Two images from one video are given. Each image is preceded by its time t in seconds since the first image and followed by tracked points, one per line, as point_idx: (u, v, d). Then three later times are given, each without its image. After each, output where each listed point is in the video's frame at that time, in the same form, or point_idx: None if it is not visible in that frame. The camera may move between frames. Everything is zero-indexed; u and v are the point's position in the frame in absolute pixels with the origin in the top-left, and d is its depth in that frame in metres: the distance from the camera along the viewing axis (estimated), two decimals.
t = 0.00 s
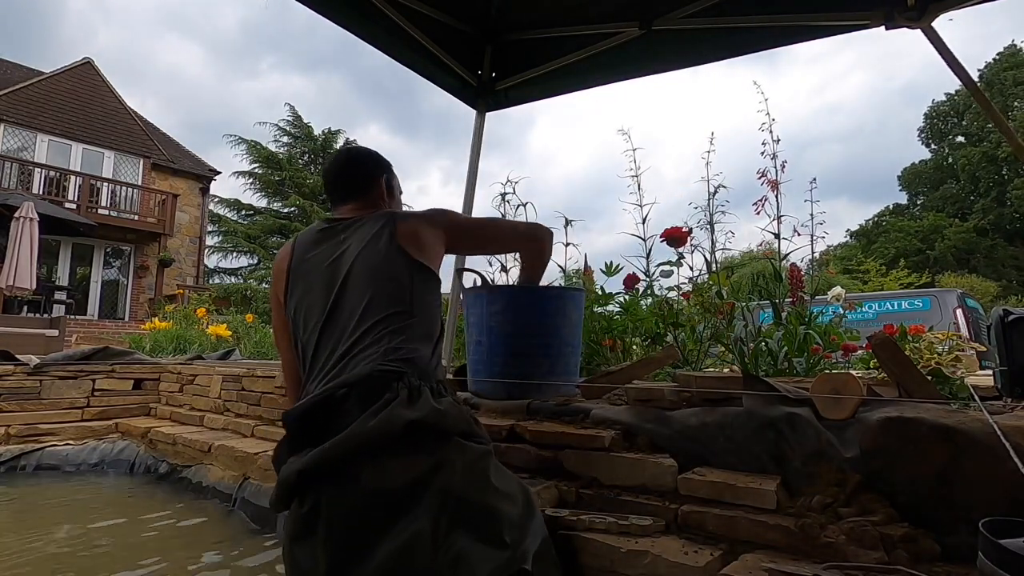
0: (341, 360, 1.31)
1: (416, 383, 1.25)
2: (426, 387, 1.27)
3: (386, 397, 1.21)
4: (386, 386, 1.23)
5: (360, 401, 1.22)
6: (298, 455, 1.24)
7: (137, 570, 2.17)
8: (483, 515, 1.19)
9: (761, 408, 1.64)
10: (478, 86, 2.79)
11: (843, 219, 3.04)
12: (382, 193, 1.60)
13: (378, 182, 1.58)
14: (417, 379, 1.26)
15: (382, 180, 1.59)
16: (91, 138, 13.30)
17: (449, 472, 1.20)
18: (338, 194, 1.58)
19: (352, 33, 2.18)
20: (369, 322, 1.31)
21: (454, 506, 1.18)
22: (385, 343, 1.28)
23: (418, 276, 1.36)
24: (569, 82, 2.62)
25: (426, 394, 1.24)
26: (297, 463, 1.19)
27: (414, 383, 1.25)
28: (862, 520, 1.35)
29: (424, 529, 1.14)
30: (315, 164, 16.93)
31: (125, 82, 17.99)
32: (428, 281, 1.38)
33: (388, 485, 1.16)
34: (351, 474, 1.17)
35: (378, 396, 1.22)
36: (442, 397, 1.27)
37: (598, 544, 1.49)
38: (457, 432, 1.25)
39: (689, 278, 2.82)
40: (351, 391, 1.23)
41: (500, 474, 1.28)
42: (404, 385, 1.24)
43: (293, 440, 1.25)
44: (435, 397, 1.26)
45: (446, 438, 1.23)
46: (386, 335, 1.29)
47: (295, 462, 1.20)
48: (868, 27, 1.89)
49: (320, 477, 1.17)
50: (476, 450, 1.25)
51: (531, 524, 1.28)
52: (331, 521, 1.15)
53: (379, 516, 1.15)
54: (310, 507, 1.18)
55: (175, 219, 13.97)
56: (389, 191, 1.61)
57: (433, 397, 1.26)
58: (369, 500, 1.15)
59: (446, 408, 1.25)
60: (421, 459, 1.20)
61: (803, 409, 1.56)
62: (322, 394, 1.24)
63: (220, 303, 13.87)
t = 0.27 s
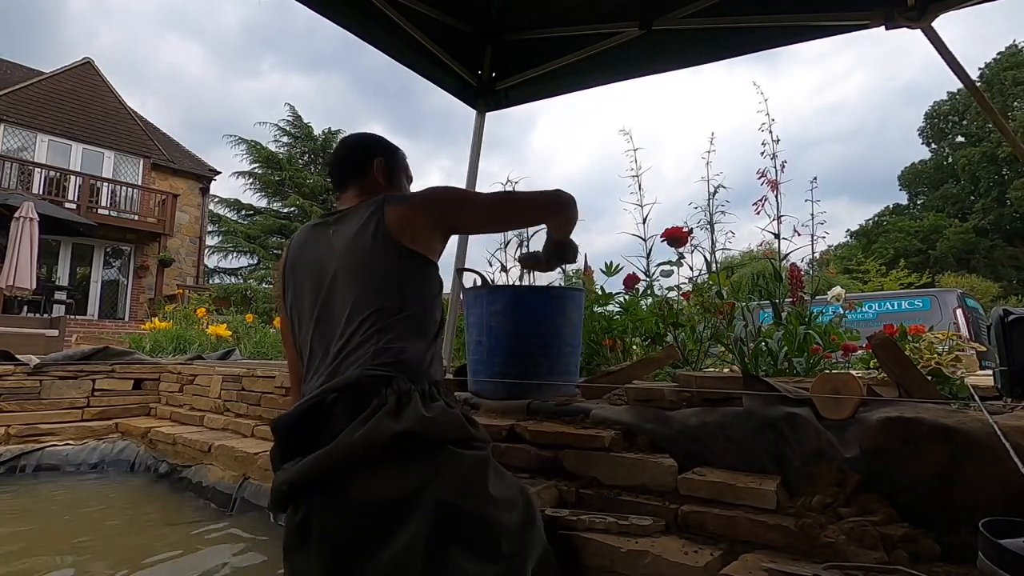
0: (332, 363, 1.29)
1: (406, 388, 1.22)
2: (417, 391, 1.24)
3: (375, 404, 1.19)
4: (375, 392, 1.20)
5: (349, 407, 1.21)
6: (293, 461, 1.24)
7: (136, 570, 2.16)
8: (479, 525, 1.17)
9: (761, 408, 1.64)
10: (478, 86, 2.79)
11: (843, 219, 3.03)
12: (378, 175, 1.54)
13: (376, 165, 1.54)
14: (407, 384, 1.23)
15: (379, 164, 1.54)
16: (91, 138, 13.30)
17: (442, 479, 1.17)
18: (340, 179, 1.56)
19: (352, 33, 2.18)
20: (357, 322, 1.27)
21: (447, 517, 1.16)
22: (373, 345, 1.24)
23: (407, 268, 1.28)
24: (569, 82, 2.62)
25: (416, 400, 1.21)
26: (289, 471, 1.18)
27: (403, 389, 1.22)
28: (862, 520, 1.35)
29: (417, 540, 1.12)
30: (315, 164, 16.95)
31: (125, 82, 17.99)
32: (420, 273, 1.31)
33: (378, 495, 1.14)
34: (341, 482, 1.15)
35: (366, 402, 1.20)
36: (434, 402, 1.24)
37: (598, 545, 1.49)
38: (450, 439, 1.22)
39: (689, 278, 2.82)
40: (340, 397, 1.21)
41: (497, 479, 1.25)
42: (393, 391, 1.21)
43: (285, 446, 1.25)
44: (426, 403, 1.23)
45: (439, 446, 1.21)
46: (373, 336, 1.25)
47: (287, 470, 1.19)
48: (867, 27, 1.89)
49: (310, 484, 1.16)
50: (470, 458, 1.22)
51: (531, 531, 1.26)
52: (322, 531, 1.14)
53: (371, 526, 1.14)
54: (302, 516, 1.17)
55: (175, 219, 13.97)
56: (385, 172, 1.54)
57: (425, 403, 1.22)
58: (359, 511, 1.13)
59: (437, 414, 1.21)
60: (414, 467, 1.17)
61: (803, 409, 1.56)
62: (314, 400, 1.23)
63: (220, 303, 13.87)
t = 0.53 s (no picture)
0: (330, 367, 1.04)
1: (413, 398, 0.95)
2: (427, 403, 0.95)
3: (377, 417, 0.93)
4: (377, 402, 0.95)
5: (348, 419, 0.96)
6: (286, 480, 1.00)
7: (135, 570, 2.16)
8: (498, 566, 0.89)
9: (761, 408, 1.63)
10: (478, 85, 2.80)
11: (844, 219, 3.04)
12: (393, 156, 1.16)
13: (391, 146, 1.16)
14: (414, 393, 0.95)
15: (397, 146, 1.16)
16: (91, 138, 13.30)
17: (456, 508, 0.90)
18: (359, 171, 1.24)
19: (351, 33, 2.18)
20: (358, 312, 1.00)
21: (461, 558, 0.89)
22: (377, 339, 0.97)
23: (406, 252, 0.97)
24: (569, 82, 2.62)
25: (425, 413, 0.94)
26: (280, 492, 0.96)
27: (409, 399, 0.95)
28: (862, 520, 1.35)
29: None
30: (315, 164, 16.82)
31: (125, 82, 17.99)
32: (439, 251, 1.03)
33: (380, 523, 0.87)
34: (332, 508, 0.90)
35: (368, 414, 0.95)
36: (447, 414, 0.96)
37: (598, 545, 1.49)
38: (463, 459, 0.94)
39: (689, 277, 2.82)
40: (343, 403, 0.96)
41: (515, 504, 0.98)
42: (401, 399, 0.94)
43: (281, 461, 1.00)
44: (437, 414, 0.95)
45: (450, 468, 0.93)
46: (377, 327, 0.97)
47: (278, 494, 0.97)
48: (867, 27, 1.90)
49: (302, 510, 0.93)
50: (488, 481, 0.95)
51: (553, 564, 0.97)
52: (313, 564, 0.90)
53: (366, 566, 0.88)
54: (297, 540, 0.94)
55: (175, 219, 13.98)
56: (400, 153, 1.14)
57: (435, 415, 0.95)
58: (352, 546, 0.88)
59: (450, 430, 0.94)
60: (420, 494, 0.90)
61: (803, 409, 1.56)
62: (306, 411, 0.99)
63: (220, 303, 13.88)
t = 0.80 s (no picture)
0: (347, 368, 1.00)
1: (427, 410, 0.89)
2: (443, 414, 0.90)
3: (390, 429, 0.89)
4: (391, 412, 0.90)
5: (362, 427, 0.92)
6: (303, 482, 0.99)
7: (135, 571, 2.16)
8: None
9: (761, 408, 1.63)
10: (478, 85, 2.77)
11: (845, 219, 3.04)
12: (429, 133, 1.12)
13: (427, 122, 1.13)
14: (429, 404, 0.90)
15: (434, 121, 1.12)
16: (91, 138, 13.29)
17: (464, 532, 0.85)
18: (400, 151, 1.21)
19: (350, 32, 2.17)
20: (372, 316, 0.95)
21: None
22: (389, 346, 0.93)
23: (419, 249, 0.92)
24: (569, 83, 2.62)
25: (439, 427, 0.88)
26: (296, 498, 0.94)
27: (423, 411, 0.89)
28: (862, 520, 1.35)
29: None
30: (315, 164, 16.75)
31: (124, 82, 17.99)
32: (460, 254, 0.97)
33: (386, 540, 0.83)
34: (343, 520, 0.87)
35: (383, 424, 0.90)
36: (462, 428, 0.90)
37: (597, 546, 1.50)
38: (478, 477, 0.88)
39: (689, 277, 2.82)
40: (355, 410, 0.93)
41: (530, 528, 0.92)
42: (413, 411, 0.89)
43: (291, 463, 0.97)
44: (452, 428, 0.89)
45: (465, 487, 0.87)
46: (389, 334, 0.93)
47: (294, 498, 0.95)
48: (867, 27, 1.90)
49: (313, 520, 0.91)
50: (500, 503, 0.89)
51: None
52: None
53: None
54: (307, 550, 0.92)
55: (175, 220, 13.97)
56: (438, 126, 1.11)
57: (449, 429, 0.89)
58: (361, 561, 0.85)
59: (464, 445, 0.88)
60: (432, 514, 0.85)
61: (803, 409, 1.56)
62: (323, 415, 0.96)
63: (220, 303, 13.88)
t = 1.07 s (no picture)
0: (369, 377, 1.04)
1: (452, 445, 0.93)
2: (465, 447, 0.94)
3: (416, 461, 0.93)
4: (416, 441, 0.95)
5: (385, 450, 0.96)
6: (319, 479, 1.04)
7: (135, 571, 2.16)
8: None
9: (761, 408, 1.63)
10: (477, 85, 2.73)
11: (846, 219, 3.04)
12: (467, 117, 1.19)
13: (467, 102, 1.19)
14: (455, 437, 0.94)
15: (474, 102, 1.18)
16: (91, 138, 13.30)
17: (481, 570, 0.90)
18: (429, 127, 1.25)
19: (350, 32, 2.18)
20: (393, 323, 1.00)
21: None
22: (416, 372, 0.96)
23: (443, 267, 0.96)
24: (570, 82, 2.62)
25: (463, 469, 0.92)
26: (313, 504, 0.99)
27: (448, 447, 0.93)
28: (862, 520, 1.35)
29: None
30: (315, 164, 16.79)
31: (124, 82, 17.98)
32: (481, 275, 1.01)
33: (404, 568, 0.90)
34: (364, 544, 0.93)
35: (407, 453, 0.95)
36: (488, 471, 0.93)
37: (598, 545, 1.50)
38: (499, 522, 0.93)
39: (689, 277, 2.83)
40: (379, 428, 0.97)
41: (548, 565, 0.97)
42: (438, 442, 0.94)
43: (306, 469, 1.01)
44: (477, 471, 0.93)
45: (487, 530, 0.92)
46: (413, 359, 0.97)
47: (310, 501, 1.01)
48: (867, 27, 1.91)
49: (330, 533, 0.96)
50: (521, 549, 0.94)
51: None
52: None
53: None
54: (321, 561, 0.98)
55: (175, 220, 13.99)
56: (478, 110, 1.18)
57: (474, 473, 0.92)
58: None
59: (488, 490, 0.92)
60: (451, 552, 0.90)
61: (803, 409, 1.56)
62: (345, 426, 1.00)
63: (220, 303, 13.89)
